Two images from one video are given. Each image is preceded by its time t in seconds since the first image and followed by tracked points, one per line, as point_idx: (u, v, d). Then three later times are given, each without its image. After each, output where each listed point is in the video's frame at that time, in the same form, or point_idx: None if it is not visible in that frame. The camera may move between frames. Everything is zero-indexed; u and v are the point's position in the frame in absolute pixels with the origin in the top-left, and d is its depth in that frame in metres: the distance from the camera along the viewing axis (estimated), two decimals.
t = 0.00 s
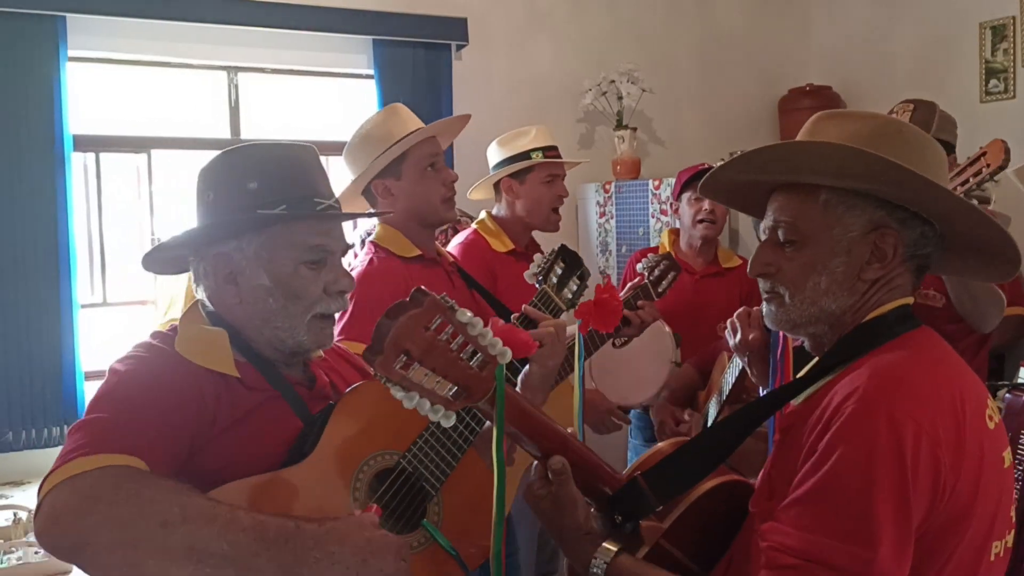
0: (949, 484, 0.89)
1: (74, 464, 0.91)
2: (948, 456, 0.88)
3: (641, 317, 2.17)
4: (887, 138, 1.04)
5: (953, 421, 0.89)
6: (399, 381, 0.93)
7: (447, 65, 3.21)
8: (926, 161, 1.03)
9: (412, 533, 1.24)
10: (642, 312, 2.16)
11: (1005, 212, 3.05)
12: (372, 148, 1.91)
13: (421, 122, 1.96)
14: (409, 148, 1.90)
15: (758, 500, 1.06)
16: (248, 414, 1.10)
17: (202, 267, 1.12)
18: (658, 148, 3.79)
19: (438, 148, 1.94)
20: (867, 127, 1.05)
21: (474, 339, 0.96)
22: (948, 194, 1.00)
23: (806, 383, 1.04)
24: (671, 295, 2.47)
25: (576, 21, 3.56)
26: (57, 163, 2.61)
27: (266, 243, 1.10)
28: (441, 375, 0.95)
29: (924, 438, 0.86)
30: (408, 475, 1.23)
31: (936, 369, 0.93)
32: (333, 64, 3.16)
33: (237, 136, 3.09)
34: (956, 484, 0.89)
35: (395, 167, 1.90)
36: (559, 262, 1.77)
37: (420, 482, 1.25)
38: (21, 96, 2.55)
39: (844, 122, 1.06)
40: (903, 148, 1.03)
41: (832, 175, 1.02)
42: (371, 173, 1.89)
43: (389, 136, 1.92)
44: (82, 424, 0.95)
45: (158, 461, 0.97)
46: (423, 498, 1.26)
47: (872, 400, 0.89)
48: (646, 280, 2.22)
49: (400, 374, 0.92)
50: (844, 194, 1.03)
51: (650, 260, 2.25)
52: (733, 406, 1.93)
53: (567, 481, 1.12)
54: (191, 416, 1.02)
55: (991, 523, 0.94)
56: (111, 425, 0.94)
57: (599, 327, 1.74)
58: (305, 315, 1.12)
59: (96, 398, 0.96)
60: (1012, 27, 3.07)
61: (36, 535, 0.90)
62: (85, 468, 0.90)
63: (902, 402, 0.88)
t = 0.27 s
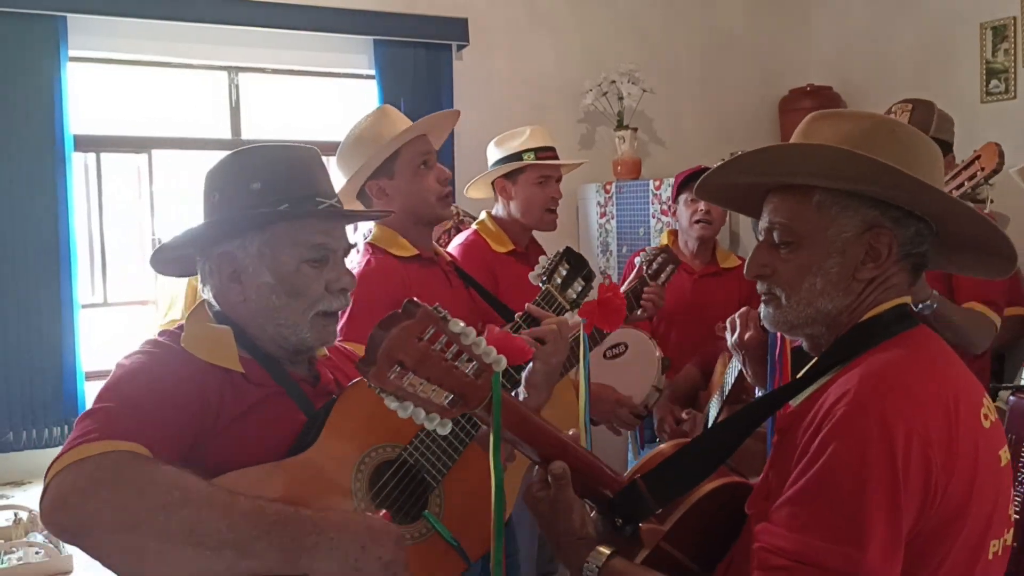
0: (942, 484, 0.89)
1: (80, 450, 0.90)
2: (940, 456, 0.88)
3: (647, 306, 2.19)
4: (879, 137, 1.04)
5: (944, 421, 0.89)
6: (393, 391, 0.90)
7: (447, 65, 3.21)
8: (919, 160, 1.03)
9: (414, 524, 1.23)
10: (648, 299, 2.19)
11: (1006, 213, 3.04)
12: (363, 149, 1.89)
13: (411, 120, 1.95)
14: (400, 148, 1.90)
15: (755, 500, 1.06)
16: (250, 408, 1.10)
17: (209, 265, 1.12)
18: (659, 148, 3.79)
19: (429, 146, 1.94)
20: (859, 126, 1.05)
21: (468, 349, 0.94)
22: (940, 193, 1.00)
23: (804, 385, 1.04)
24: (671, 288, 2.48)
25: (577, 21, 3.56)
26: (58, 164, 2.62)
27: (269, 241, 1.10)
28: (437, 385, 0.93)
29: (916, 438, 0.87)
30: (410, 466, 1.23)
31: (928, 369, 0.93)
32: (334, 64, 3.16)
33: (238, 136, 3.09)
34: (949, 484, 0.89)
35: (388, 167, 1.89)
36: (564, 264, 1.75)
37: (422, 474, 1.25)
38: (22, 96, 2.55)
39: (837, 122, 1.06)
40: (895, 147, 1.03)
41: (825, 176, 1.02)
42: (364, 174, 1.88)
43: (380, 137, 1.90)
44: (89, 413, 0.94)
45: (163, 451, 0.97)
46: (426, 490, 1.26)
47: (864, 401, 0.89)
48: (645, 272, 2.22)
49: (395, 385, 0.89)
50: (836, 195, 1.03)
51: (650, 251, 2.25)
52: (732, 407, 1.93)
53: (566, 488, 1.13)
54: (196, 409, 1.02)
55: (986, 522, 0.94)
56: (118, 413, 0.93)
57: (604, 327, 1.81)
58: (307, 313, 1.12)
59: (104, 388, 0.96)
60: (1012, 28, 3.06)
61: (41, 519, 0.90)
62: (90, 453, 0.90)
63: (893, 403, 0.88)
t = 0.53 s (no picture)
0: (939, 485, 0.89)
1: (84, 444, 0.90)
2: (937, 457, 0.88)
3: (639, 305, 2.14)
4: (869, 134, 1.03)
5: (940, 422, 0.89)
6: (392, 398, 0.89)
7: (449, 64, 3.21)
8: (909, 157, 1.03)
9: (415, 511, 1.23)
10: (639, 298, 2.14)
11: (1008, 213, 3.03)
12: (363, 146, 1.91)
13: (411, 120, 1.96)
14: (399, 146, 1.91)
15: (754, 502, 1.06)
16: (248, 407, 1.10)
17: (202, 269, 1.12)
18: (660, 147, 3.79)
19: (428, 146, 1.95)
20: (849, 124, 1.05)
21: (468, 354, 0.92)
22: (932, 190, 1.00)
23: (802, 387, 1.03)
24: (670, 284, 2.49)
25: (578, 20, 3.56)
26: (60, 163, 2.62)
27: (262, 241, 1.10)
28: (437, 391, 0.92)
29: (912, 441, 0.86)
30: (410, 455, 1.23)
31: (923, 371, 0.93)
32: (336, 63, 3.16)
33: (239, 135, 3.09)
34: (946, 485, 0.89)
35: (385, 166, 1.90)
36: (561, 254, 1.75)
37: (423, 462, 1.25)
38: (23, 96, 2.56)
39: (827, 121, 1.06)
40: (885, 144, 1.03)
41: (815, 176, 1.02)
42: (362, 171, 1.89)
43: (380, 135, 1.92)
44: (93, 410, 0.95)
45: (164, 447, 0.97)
46: (428, 479, 1.25)
47: (859, 404, 0.89)
48: (642, 269, 2.20)
49: (393, 392, 0.88)
50: (827, 194, 1.03)
51: (647, 249, 2.25)
52: (735, 407, 1.93)
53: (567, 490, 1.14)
54: (196, 406, 1.02)
55: (985, 522, 0.94)
56: (121, 409, 0.94)
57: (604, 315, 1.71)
58: (300, 312, 1.12)
59: (108, 385, 0.96)
60: (1014, 27, 3.05)
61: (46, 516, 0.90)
62: (95, 447, 0.90)
63: (888, 405, 0.88)
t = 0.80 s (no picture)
0: (946, 483, 0.88)
1: (85, 449, 0.90)
2: (942, 456, 0.87)
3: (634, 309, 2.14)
4: (859, 131, 1.03)
5: (945, 421, 0.89)
6: (401, 408, 0.89)
7: (450, 63, 3.20)
8: (900, 152, 1.03)
9: (419, 500, 1.21)
10: (633, 303, 2.14)
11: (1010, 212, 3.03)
12: (363, 143, 1.92)
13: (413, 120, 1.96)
14: (399, 146, 1.90)
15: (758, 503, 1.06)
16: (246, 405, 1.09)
17: (190, 271, 1.13)
18: (661, 146, 3.78)
19: (429, 147, 1.94)
20: (839, 123, 1.05)
21: (475, 362, 0.92)
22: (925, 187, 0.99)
23: (803, 388, 1.04)
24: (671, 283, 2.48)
25: (579, 18, 3.55)
26: (62, 162, 2.62)
27: (245, 243, 1.09)
28: (442, 399, 0.92)
29: (917, 440, 0.86)
30: (410, 446, 1.19)
31: (925, 369, 0.92)
32: (337, 62, 3.16)
33: (240, 134, 3.09)
34: (953, 486, 0.89)
35: (384, 164, 1.89)
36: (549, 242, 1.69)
37: (423, 452, 1.21)
38: (25, 94, 2.56)
39: (817, 121, 1.07)
40: (874, 143, 1.03)
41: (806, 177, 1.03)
42: (361, 169, 1.89)
43: (380, 133, 1.92)
44: (91, 414, 0.94)
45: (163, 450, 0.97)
46: (428, 465, 1.22)
47: (863, 404, 0.89)
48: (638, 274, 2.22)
49: (402, 402, 0.89)
50: (817, 194, 1.04)
51: (641, 255, 2.27)
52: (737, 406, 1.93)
53: (569, 494, 1.13)
54: (191, 407, 1.02)
55: (991, 521, 0.94)
56: (120, 413, 0.94)
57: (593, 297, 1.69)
58: (289, 311, 1.11)
59: (103, 391, 0.97)
60: (1016, 26, 3.04)
61: (48, 523, 0.90)
62: (96, 451, 0.90)
63: (892, 405, 0.88)
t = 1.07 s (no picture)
0: (947, 481, 0.87)
1: (77, 465, 0.88)
2: (943, 454, 0.87)
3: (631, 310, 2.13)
4: (846, 129, 1.03)
5: (945, 418, 0.88)
6: (404, 409, 0.90)
7: (451, 62, 3.20)
8: (889, 149, 1.03)
9: (418, 504, 1.22)
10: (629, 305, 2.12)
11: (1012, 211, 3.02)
12: (359, 142, 1.91)
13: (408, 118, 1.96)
14: (396, 144, 1.89)
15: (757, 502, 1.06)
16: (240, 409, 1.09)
17: (178, 272, 1.10)
18: (662, 145, 3.78)
19: (425, 144, 1.93)
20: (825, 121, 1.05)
21: (479, 363, 0.93)
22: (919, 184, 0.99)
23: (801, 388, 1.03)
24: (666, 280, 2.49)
25: (579, 17, 3.54)
26: (63, 161, 2.61)
27: (235, 246, 1.07)
28: (445, 400, 0.92)
29: (918, 438, 0.86)
30: (407, 449, 1.20)
31: (924, 367, 0.92)
32: (337, 61, 3.16)
33: (240, 133, 3.09)
34: (953, 485, 0.88)
35: (380, 163, 1.88)
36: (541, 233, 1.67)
37: (421, 456, 1.21)
38: (27, 92, 2.55)
39: (804, 120, 1.07)
40: (867, 141, 1.02)
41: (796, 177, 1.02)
42: (356, 167, 1.88)
43: (376, 130, 1.92)
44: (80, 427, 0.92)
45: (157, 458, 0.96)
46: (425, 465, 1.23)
47: (863, 403, 0.89)
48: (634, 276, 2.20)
49: (405, 403, 0.89)
50: (808, 194, 1.03)
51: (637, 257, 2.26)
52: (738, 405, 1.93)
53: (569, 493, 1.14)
54: (182, 414, 1.01)
55: (991, 518, 0.93)
56: (110, 424, 0.92)
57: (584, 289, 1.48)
58: (282, 314, 1.10)
59: (91, 400, 0.94)
60: (1017, 25, 3.03)
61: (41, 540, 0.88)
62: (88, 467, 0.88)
63: (892, 403, 0.87)
